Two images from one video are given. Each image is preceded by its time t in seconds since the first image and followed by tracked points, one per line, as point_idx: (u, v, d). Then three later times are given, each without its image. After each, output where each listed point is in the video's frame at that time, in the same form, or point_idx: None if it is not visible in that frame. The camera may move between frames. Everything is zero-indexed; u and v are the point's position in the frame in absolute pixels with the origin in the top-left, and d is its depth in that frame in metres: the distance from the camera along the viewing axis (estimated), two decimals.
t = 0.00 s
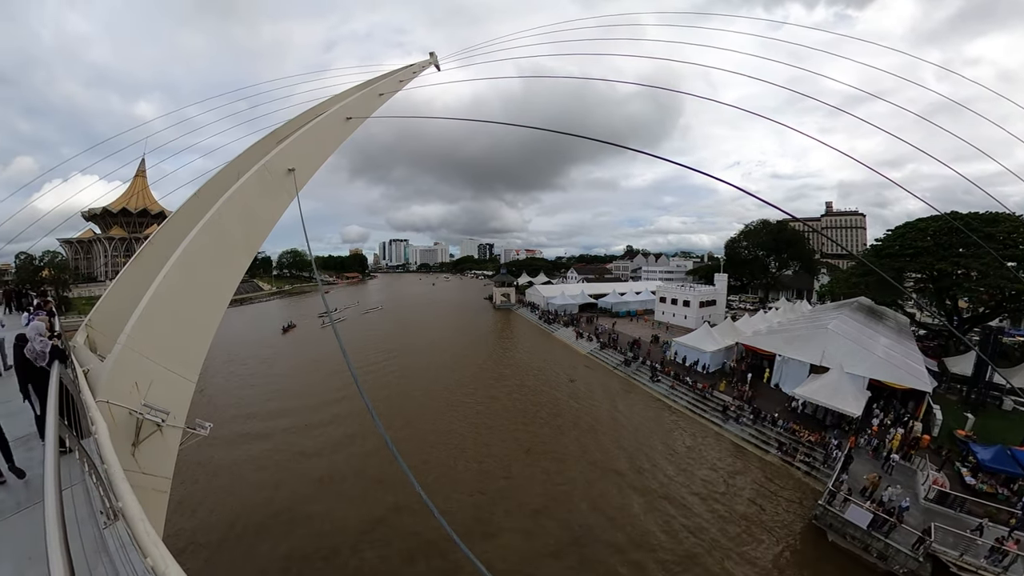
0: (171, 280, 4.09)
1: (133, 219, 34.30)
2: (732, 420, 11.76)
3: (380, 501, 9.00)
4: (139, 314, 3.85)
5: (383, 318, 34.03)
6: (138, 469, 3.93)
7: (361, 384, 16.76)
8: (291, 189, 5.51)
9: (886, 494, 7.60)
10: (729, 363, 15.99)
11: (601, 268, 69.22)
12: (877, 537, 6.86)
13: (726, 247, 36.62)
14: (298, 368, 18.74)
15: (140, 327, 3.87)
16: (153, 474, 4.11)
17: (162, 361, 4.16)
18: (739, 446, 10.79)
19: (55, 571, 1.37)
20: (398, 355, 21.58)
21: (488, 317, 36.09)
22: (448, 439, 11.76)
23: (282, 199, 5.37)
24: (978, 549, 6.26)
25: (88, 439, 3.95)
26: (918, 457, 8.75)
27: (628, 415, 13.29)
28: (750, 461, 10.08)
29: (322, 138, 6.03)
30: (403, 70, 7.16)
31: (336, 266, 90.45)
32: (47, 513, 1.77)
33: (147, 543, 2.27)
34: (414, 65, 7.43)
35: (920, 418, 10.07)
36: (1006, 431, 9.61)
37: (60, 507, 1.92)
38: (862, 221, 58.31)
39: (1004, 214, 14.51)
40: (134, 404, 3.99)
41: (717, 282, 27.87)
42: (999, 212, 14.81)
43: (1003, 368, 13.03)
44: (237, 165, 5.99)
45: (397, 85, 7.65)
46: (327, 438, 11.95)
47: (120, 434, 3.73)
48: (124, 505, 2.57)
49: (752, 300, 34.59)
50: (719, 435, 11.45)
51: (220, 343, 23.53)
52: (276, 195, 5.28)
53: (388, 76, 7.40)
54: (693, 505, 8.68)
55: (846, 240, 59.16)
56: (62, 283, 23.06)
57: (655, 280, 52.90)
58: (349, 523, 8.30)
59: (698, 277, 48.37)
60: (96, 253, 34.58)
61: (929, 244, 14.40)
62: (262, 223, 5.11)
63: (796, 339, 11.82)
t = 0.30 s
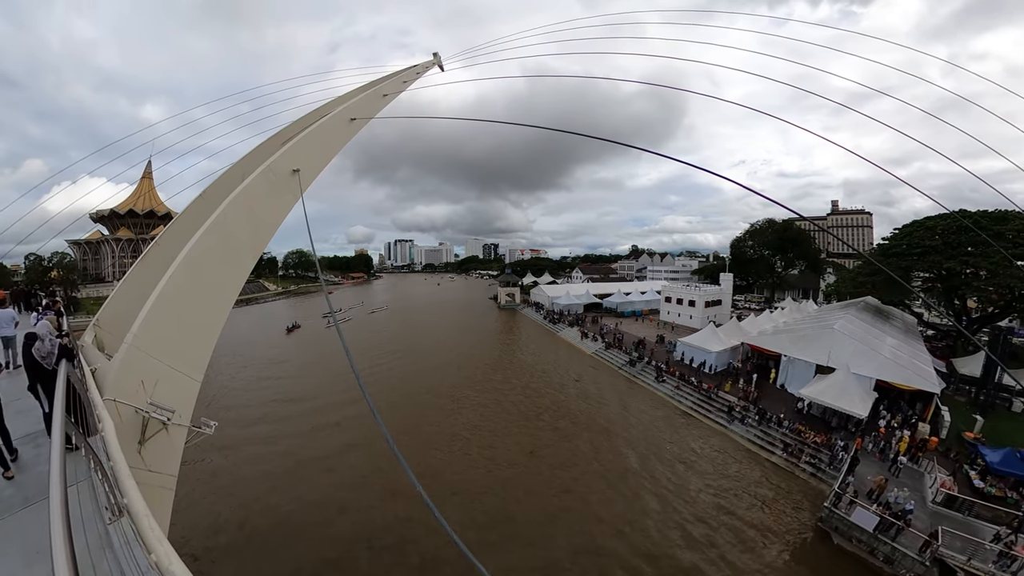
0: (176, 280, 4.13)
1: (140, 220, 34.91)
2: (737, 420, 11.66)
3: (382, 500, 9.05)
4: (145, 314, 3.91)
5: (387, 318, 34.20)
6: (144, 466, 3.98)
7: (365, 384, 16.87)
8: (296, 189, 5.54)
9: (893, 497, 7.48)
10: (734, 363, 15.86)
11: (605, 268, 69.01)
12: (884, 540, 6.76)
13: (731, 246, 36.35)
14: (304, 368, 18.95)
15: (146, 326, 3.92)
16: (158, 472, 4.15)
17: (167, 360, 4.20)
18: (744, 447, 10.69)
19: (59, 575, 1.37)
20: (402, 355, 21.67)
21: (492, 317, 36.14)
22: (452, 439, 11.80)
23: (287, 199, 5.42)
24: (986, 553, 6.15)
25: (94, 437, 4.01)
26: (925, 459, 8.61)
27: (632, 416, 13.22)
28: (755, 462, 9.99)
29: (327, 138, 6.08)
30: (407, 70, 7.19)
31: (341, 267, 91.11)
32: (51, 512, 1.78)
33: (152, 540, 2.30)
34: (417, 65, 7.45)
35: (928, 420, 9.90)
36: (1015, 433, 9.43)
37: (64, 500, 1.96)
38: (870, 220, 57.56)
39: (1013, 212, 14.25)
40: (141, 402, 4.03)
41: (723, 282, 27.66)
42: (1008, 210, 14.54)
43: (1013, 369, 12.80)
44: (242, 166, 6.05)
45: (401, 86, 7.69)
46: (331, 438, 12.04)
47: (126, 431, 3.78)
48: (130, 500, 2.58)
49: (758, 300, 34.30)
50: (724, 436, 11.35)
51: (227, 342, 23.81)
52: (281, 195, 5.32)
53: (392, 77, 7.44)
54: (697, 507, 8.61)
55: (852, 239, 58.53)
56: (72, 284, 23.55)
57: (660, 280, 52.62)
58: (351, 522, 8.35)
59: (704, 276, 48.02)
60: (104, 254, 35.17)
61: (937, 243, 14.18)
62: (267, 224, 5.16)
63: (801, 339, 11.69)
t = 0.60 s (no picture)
0: (183, 281, 4.19)
1: (147, 221, 35.37)
2: (742, 421, 11.56)
3: (386, 499, 9.09)
4: (153, 314, 3.96)
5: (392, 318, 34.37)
6: (151, 464, 4.03)
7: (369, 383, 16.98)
8: (301, 191, 5.59)
9: (901, 500, 7.36)
10: (740, 363, 15.70)
11: (610, 268, 68.79)
12: (890, 543, 6.66)
13: (737, 246, 36.02)
14: (310, 368, 19.11)
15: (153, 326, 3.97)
16: (165, 470, 4.21)
17: (174, 359, 4.25)
18: (750, 448, 10.60)
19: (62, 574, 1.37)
20: (407, 355, 21.75)
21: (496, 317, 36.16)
22: (455, 439, 11.82)
23: (293, 200, 5.47)
24: (995, 558, 6.03)
25: (102, 435, 4.07)
26: (933, 462, 8.47)
27: (635, 416, 13.13)
28: (761, 464, 9.89)
29: (332, 140, 6.12)
30: (411, 71, 7.22)
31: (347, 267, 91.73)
32: (58, 508, 1.79)
33: (155, 536, 2.29)
34: (421, 66, 7.47)
35: (936, 422, 9.74)
36: None
37: (71, 494, 2.00)
38: (877, 218, 56.88)
39: None
40: (148, 401, 4.08)
41: (728, 282, 27.41)
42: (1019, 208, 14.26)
43: None
44: (248, 167, 6.12)
45: (406, 87, 7.72)
46: (335, 437, 12.12)
47: (134, 429, 3.83)
48: (134, 498, 2.60)
49: (764, 300, 33.97)
50: (730, 437, 11.25)
51: (233, 342, 24.06)
52: (287, 197, 5.37)
53: (396, 78, 7.48)
54: (702, 508, 8.54)
55: (859, 238, 57.82)
56: (80, 284, 23.90)
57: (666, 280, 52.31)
58: (355, 521, 8.40)
59: (709, 276, 47.69)
60: (112, 254, 35.68)
61: (945, 242, 13.94)
62: (273, 225, 5.21)
63: (807, 339, 11.55)
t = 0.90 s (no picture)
0: (190, 281, 4.23)
1: (154, 222, 35.96)
2: (748, 422, 11.44)
3: (389, 499, 9.15)
4: (160, 314, 4.00)
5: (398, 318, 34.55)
6: (160, 462, 4.09)
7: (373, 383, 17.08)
8: (307, 192, 5.64)
9: (908, 503, 7.24)
10: (746, 364, 15.54)
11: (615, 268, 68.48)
12: (897, 547, 6.56)
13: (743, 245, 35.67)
14: (315, 367, 19.29)
15: (161, 325, 4.01)
16: (173, 468, 4.27)
17: (182, 358, 4.30)
18: (756, 450, 10.50)
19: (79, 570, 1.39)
20: (412, 355, 21.84)
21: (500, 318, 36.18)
22: (458, 439, 11.85)
23: (299, 201, 5.51)
24: (1003, 563, 5.92)
25: (112, 433, 4.14)
26: (941, 464, 8.33)
27: (639, 417, 13.06)
28: (766, 465, 9.79)
29: (338, 141, 6.16)
30: (416, 72, 7.25)
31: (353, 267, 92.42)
32: (71, 501, 1.83)
33: (164, 532, 2.32)
34: (426, 67, 7.51)
35: (945, 424, 9.57)
36: None
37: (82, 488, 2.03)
38: (885, 216, 56.14)
39: None
40: (156, 400, 4.13)
41: (734, 281, 27.15)
42: None
43: None
44: (254, 169, 6.19)
45: (410, 88, 7.75)
46: (341, 437, 12.21)
47: (142, 428, 3.88)
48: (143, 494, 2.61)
49: (770, 300, 33.62)
50: (736, 438, 11.13)
51: (240, 342, 24.37)
52: (293, 198, 5.41)
53: (401, 79, 7.52)
54: (707, 509, 8.48)
55: (867, 237, 57.06)
56: (89, 285, 24.36)
57: (671, 280, 51.94)
58: (360, 521, 8.46)
59: (715, 276, 47.31)
60: (120, 256, 36.31)
61: (955, 241, 13.67)
62: (279, 226, 5.26)
63: (814, 339, 11.41)
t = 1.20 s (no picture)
0: (199, 281, 4.27)
1: (162, 224, 36.62)
2: (754, 424, 11.32)
3: (390, 498, 9.24)
4: (170, 314, 4.04)
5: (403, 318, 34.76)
6: (168, 460, 4.14)
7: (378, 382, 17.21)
8: (314, 193, 5.69)
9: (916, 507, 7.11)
10: (752, 365, 15.38)
11: (620, 268, 68.18)
12: (903, 552, 6.45)
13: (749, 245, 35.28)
14: (321, 367, 19.45)
15: (171, 325, 4.06)
16: (181, 465, 4.32)
17: (192, 358, 4.35)
18: (761, 452, 10.38)
19: (94, 564, 1.42)
20: (416, 355, 21.94)
21: (505, 317, 36.21)
22: (461, 439, 11.89)
23: (306, 203, 5.56)
24: (1013, 569, 5.79)
25: (123, 431, 4.22)
26: (949, 468, 8.19)
27: (645, 418, 13.01)
28: (771, 467, 9.68)
29: (344, 142, 6.21)
30: (420, 73, 7.29)
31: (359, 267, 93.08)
32: (83, 496, 1.87)
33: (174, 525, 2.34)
34: (431, 68, 7.55)
35: (953, 427, 9.40)
36: None
37: (96, 482, 2.09)
38: (893, 215, 55.37)
39: None
40: (165, 398, 4.17)
41: (741, 281, 26.88)
42: None
43: None
44: (261, 170, 6.28)
45: (415, 89, 7.81)
46: (346, 436, 12.33)
47: (152, 425, 3.92)
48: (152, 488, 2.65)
49: (777, 300, 33.26)
50: (742, 440, 11.02)
51: (247, 341, 24.70)
52: (299, 199, 5.46)
53: (406, 80, 7.57)
54: (710, 511, 8.41)
55: (875, 237, 56.19)
56: (99, 285, 24.85)
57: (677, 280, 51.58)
58: (365, 520, 8.55)
59: (721, 276, 46.90)
60: (129, 256, 36.96)
61: (964, 240, 13.40)
62: (286, 227, 5.32)
63: (821, 340, 11.26)
